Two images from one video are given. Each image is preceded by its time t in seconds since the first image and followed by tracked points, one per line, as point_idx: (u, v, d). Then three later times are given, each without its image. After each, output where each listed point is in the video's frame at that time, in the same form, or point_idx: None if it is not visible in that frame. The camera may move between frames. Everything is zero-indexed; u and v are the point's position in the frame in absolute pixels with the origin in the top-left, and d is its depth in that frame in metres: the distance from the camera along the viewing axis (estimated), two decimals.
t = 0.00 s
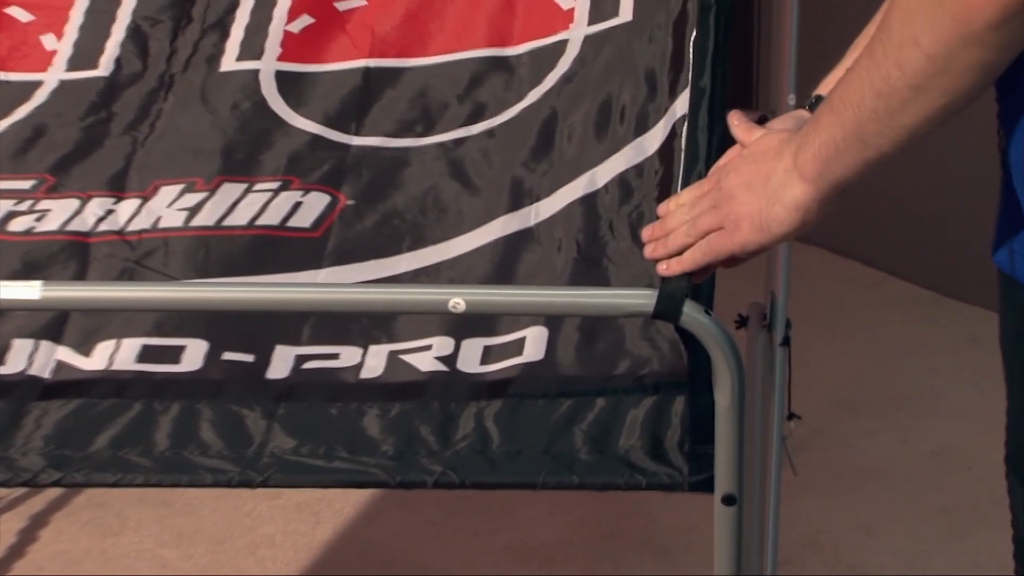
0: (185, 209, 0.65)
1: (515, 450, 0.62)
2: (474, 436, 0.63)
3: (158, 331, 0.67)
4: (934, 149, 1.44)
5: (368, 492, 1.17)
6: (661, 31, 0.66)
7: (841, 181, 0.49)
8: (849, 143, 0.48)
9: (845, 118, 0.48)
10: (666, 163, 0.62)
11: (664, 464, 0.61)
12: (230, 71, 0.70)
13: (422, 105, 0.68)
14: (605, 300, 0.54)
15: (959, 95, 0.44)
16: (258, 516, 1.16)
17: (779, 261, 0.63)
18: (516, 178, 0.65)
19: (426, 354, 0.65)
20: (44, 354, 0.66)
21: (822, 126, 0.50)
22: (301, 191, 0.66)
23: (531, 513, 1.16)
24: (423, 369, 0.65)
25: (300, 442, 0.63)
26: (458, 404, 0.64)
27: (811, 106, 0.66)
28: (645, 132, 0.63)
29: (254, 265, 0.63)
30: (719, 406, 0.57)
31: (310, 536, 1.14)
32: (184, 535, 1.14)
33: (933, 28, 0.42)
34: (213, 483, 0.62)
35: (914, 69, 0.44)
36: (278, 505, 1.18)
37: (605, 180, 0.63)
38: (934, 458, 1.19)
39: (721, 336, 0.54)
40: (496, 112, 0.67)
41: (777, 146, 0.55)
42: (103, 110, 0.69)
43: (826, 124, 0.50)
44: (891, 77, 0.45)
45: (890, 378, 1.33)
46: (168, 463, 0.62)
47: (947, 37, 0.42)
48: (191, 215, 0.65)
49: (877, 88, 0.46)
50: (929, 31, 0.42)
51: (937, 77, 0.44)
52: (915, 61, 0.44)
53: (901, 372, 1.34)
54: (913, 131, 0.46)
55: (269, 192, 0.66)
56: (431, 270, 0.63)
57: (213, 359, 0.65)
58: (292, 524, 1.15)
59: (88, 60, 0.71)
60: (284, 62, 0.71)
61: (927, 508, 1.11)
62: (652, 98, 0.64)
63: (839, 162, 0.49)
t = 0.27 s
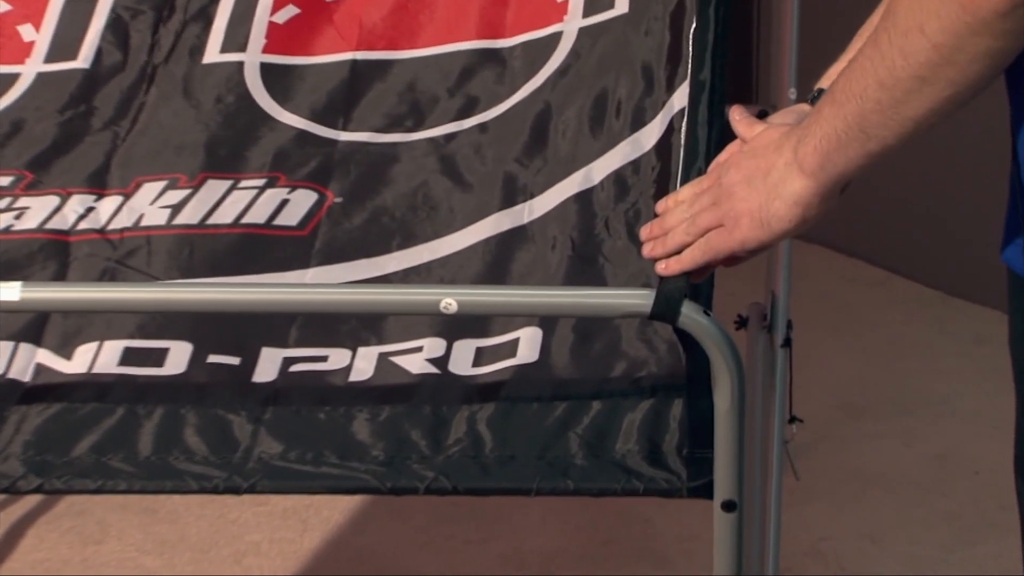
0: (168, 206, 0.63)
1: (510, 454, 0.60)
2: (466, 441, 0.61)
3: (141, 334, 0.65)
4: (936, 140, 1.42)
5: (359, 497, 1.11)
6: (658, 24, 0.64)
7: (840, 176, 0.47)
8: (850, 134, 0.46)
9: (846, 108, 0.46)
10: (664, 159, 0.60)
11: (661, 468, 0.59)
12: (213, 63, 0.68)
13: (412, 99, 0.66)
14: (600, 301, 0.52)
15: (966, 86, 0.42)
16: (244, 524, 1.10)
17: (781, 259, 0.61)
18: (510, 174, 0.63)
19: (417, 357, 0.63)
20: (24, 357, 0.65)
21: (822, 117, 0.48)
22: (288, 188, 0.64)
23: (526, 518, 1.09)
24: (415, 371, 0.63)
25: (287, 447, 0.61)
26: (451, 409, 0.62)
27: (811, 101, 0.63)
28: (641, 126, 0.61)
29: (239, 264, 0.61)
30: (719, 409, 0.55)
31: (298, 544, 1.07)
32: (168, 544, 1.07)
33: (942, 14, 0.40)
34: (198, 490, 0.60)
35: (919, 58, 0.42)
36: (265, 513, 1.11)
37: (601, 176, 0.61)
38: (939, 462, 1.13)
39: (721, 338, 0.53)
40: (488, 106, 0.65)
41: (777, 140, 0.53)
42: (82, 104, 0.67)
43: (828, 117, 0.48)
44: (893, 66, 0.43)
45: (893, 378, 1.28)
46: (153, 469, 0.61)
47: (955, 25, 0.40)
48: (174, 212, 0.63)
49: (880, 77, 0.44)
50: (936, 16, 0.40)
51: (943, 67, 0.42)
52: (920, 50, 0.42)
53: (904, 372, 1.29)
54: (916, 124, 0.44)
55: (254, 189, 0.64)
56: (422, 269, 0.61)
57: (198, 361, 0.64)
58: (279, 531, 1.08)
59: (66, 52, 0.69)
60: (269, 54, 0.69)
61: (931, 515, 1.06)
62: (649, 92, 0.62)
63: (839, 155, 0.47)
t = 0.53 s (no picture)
0: (156, 206, 0.62)
1: (507, 458, 0.59)
2: (462, 445, 0.60)
3: (129, 336, 0.64)
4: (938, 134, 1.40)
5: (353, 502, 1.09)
6: (658, 18, 0.62)
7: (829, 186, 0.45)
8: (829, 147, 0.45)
9: (845, 103, 0.44)
10: (664, 158, 0.58)
11: (661, 473, 0.57)
12: (201, 59, 0.66)
13: (405, 95, 0.65)
14: (597, 302, 0.51)
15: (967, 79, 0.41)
16: (235, 530, 1.08)
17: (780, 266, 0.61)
18: (506, 172, 0.61)
19: (411, 358, 0.62)
20: (9, 361, 0.63)
21: (821, 111, 0.46)
22: (279, 187, 0.62)
23: (523, 522, 1.07)
24: (408, 373, 0.62)
25: (279, 451, 0.60)
26: (446, 412, 0.61)
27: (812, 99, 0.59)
28: (640, 122, 0.60)
29: (228, 265, 0.60)
30: (719, 413, 0.54)
31: (290, 550, 1.05)
32: (156, 551, 1.05)
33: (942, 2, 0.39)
34: (188, 496, 0.58)
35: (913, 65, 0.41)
36: (256, 519, 1.09)
37: (599, 174, 0.59)
38: (945, 465, 1.09)
39: (722, 341, 0.51)
40: (483, 102, 0.64)
41: (778, 136, 0.51)
42: (69, 101, 0.66)
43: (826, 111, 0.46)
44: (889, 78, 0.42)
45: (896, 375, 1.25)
46: (142, 474, 0.59)
47: (955, 15, 0.38)
48: (162, 212, 0.61)
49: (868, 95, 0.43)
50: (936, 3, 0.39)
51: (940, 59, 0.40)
52: (919, 40, 0.40)
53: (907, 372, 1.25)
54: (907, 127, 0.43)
55: (245, 188, 0.62)
56: (416, 270, 0.60)
57: (187, 364, 0.62)
58: (271, 538, 1.06)
59: (52, 48, 0.67)
60: (259, 49, 0.67)
61: (935, 519, 1.02)
62: (648, 88, 0.61)
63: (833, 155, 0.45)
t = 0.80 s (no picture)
0: (150, 206, 0.61)
1: (503, 461, 0.58)
2: (459, 449, 0.59)
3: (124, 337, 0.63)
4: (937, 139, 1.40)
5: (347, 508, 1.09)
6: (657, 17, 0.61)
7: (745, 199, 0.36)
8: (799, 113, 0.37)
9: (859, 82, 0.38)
10: (661, 152, 0.58)
11: (660, 476, 0.57)
12: (196, 60, 0.66)
13: (402, 95, 0.64)
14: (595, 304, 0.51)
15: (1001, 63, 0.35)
16: (229, 534, 1.07)
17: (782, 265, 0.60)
18: (503, 173, 0.61)
19: (407, 360, 0.62)
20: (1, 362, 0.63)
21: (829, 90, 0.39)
22: (273, 187, 0.62)
23: (517, 528, 1.06)
24: (405, 376, 0.61)
25: (273, 454, 0.59)
26: (442, 414, 0.60)
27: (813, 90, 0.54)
28: (638, 121, 0.59)
29: (223, 267, 0.59)
30: (719, 415, 0.53)
31: (285, 554, 1.04)
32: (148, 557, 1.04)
33: None
34: (181, 498, 0.58)
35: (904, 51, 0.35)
36: (249, 525, 1.09)
37: (598, 174, 0.59)
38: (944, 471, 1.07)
39: (720, 339, 0.51)
40: (481, 103, 0.63)
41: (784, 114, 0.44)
42: (62, 101, 0.65)
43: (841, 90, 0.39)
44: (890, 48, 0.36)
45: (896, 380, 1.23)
46: (135, 477, 0.59)
47: None
48: (157, 213, 0.61)
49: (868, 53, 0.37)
50: None
51: (952, 80, 0.29)
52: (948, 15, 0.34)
53: (908, 376, 1.24)
54: (987, 102, 0.29)
55: (240, 189, 0.62)
56: (413, 270, 0.59)
57: (180, 366, 0.62)
58: (263, 541, 1.06)
59: (46, 48, 0.67)
60: (255, 49, 0.67)
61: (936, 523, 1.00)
62: (646, 88, 0.60)
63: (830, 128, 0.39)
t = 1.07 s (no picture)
0: (145, 208, 0.61)
1: (502, 464, 0.58)
2: (457, 451, 0.59)
3: (120, 341, 0.63)
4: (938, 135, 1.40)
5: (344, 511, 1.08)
6: (655, 15, 0.61)
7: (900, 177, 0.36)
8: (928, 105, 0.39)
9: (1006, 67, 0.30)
10: (661, 154, 0.57)
11: (659, 479, 0.56)
12: (191, 58, 0.65)
13: (398, 93, 0.64)
14: (595, 306, 0.50)
15: None
16: (225, 538, 1.07)
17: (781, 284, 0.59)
18: (501, 173, 0.60)
19: (404, 362, 0.61)
20: None
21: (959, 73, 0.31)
22: (270, 187, 0.61)
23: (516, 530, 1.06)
24: (402, 378, 0.61)
25: (270, 457, 0.59)
26: (440, 417, 0.60)
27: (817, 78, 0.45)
28: (636, 121, 0.59)
29: (219, 267, 0.59)
30: (719, 418, 0.52)
31: (281, 558, 1.04)
32: (146, 558, 1.04)
33: None
34: (177, 502, 0.57)
35: (1000, 11, 0.34)
36: (246, 527, 1.08)
37: (596, 174, 0.58)
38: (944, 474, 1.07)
39: (720, 343, 0.50)
40: (477, 102, 0.63)
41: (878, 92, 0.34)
42: (56, 101, 0.64)
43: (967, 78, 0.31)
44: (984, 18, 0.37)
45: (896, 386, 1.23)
46: (131, 480, 0.58)
47: None
48: (152, 214, 0.60)
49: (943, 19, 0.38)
50: None
51: None
52: None
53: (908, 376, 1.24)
54: None
55: (235, 189, 0.61)
56: (409, 272, 0.58)
57: (177, 368, 0.62)
58: (260, 545, 1.06)
59: (40, 47, 0.66)
60: (249, 48, 0.66)
61: (937, 525, 0.99)
62: (644, 87, 0.60)
63: (903, 75, 0.35)
